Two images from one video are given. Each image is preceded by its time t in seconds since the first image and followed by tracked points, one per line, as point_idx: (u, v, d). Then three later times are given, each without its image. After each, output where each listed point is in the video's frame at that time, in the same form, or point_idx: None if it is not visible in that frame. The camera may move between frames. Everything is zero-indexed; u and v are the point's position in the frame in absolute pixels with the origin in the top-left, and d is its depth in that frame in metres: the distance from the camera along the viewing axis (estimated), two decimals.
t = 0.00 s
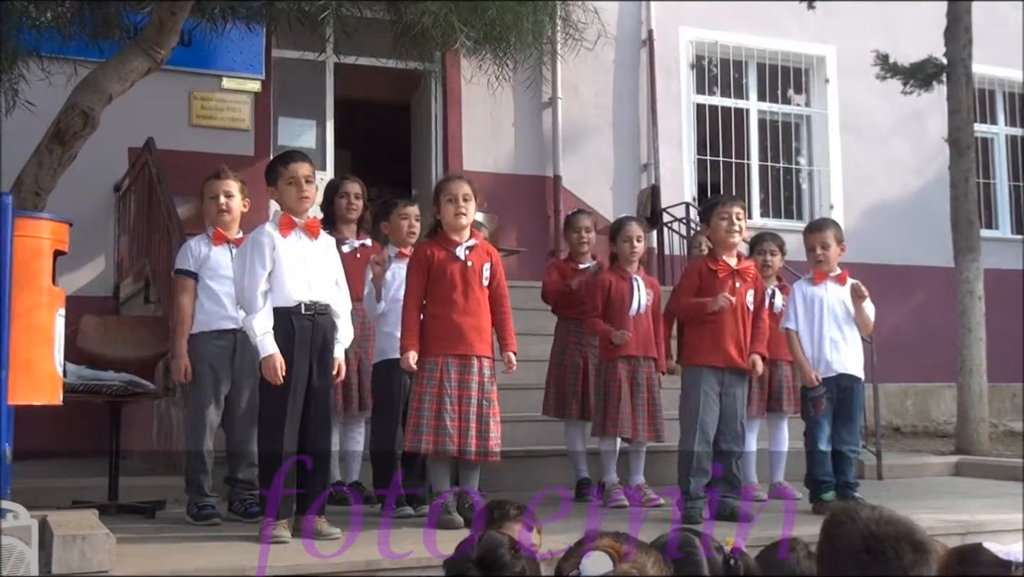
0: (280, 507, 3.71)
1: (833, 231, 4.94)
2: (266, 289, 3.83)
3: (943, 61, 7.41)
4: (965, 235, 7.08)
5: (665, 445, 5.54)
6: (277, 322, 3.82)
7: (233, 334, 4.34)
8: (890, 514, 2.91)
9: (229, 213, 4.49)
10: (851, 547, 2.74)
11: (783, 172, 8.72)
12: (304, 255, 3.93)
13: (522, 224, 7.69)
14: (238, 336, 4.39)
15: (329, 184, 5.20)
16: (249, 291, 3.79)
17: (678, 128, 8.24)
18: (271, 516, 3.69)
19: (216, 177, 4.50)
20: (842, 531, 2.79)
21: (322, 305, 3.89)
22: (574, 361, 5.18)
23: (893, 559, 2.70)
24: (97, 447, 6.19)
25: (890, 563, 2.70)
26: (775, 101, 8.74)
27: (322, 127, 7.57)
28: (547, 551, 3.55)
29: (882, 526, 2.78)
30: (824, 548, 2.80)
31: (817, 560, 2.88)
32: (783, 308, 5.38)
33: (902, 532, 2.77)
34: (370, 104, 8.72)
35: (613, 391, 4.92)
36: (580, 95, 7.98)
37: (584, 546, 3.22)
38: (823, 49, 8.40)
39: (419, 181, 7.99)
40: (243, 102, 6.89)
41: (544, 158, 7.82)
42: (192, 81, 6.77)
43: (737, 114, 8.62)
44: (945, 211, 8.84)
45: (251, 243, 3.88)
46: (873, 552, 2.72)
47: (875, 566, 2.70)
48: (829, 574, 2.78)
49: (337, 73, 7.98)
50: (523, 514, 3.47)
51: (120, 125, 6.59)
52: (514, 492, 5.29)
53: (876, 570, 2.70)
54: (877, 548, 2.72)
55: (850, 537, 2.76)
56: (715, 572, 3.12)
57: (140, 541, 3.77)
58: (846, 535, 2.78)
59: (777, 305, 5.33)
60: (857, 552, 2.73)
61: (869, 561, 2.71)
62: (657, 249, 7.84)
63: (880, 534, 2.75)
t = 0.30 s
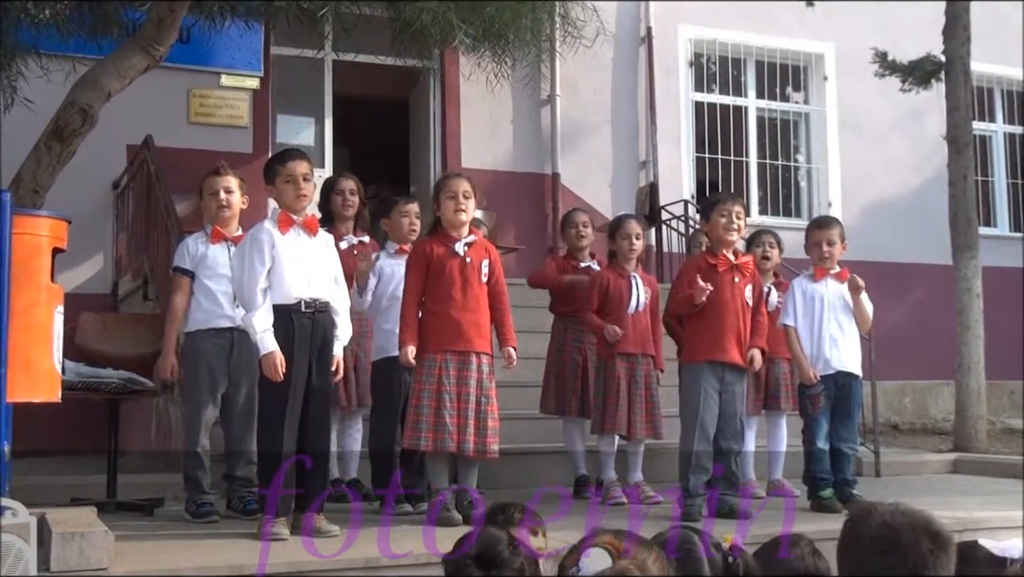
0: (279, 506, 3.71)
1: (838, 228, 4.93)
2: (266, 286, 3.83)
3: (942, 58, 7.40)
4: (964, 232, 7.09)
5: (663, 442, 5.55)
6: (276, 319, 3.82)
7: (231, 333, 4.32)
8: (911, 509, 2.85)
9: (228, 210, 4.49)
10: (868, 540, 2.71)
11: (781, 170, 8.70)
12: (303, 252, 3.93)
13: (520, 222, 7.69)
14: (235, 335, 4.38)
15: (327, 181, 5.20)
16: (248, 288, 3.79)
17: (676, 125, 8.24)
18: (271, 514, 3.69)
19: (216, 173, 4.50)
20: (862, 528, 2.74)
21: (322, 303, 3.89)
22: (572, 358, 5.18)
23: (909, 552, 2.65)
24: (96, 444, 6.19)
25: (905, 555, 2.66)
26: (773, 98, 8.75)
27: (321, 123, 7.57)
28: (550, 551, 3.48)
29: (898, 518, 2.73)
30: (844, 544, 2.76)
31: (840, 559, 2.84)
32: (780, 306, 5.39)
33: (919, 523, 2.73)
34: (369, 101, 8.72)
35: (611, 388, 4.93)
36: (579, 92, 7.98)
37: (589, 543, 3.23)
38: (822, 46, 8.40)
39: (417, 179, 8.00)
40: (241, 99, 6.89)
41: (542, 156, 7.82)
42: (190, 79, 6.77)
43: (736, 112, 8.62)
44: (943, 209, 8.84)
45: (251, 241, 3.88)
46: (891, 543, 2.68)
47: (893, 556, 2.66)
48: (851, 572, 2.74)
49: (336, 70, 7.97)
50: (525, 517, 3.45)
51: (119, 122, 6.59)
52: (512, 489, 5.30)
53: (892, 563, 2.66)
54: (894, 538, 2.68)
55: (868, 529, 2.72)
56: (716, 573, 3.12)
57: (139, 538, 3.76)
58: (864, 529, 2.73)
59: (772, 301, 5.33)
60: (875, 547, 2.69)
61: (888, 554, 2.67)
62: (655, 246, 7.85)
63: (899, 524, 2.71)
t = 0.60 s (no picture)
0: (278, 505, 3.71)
1: (832, 225, 4.94)
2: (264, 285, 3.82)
3: (939, 55, 7.41)
4: (960, 229, 7.10)
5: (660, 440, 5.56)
6: (275, 317, 3.82)
7: (227, 331, 4.31)
8: (931, 510, 2.89)
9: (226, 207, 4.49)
10: (891, 539, 2.72)
11: (778, 167, 8.76)
12: (302, 250, 3.92)
13: (518, 220, 7.70)
14: (231, 333, 4.36)
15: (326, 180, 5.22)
16: (247, 286, 3.79)
17: (673, 122, 8.25)
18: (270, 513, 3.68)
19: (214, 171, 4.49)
20: (882, 527, 2.76)
21: (320, 300, 3.89)
22: (568, 356, 5.16)
23: (933, 547, 2.67)
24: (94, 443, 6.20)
25: (929, 553, 2.66)
26: (771, 95, 8.77)
27: (318, 121, 7.56)
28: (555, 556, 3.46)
29: (920, 518, 2.75)
30: (863, 544, 2.78)
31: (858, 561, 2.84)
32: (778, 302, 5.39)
33: (941, 523, 2.74)
34: (366, 99, 8.72)
35: (609, 386, 4.93)
36: (576, 90, 7.98)
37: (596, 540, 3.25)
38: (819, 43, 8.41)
39: (415, 177, 8.00)
40: (238, 98, 6.88)
41: (539, 154, 7.82)
42: (187, 78, 6.77)
43: (734, 109, 8.63)
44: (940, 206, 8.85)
45: (249, 239, 3.87)
46: (913, 542, 2.69)
47: (916, 555, 2.66)
48: (872, 572, 2.74)
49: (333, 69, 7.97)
50: (528, 521, 3.44)
51: (116, 121, 6.59)
52: (510, 487, 5.30)
53: (917, 560, 2.66)
54: (917, 538, 2.69)
55: (889, 530, 2.74)
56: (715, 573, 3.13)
57: (137, 537, 3.77)
58: (885, 530, 2.75)
59: (770, 298, 5.34)
60: (898, 547, 2.70)
61: (911, 554, 2.68)
62: (653, 244, 7.86)
63: (920, 524, 2.73)
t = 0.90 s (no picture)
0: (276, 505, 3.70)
1: (820, 222, 4.94)
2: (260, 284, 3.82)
3: (935, 53, 7.42)
4: (957, 227, 7.11)
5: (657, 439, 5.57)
6: (271, 317, 3.81)
7: (224, 331, 4.31)
8: (942, 510, 2.89)
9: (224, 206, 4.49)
10: (902, 539, 2.71)
11: (775, 166, 8.82)
12: (298, 249, 3.92)
13: (515, 219, 7.70)
14: (229, 333, 4.36)
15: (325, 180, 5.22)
16: (243, 285, 3.79)
17: (670, 120, 8.25)
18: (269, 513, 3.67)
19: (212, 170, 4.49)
20: (893, 526, 2.76)
21: (316, 300, 3.89)
22: (567, 354, 5.18)
23: (943, 547, 2.66)
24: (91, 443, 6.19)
25: (939, 552, 2.66)
26: (768, 94, 8.78)
27: (315, 120, 7.56)
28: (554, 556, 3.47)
29: (931, 518, 2.75)
30: (873, 542, 2.77)
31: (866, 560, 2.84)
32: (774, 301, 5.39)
33: (952, 523, 2.75)
34: (363, 98, 8.72)
35: (607, 385, 4.93)
36: (573, 89, 7.98)
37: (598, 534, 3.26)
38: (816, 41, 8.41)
39: (412, 176, 8.00)
40: (236, 97, 6.88)
41: (535, 153, 7.83)
42: (184, 77, 6.76)
43: (731, 108, 8.63)
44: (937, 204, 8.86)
45: (245, 238, 3.87)
46: (924, 542, 2.68)
47: (927, 555, 2.66)
48: (880, 571, 2.74)
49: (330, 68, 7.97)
50: (526, 519, 3.45)
51: (113, 120, 6.58)
52: (508, 486, 5.31)
53: (927, 560, 2.66)
54: (928, 537, 2.69)
55: (900, 529, 2.73)
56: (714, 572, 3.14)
57: (134, 537, 3.77)
58: (896, 529, 2.74)
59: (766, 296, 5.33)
60: (909, 546, 2.69)
61: (921, 554, 2.67)
62: (650, 243, 7.86)
63: (931, 524, 2.73)
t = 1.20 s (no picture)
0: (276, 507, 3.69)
1: (819, 221, 4.97)
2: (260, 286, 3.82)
3: (934, 53, 7.43)
4: (956, 227, 7.12)
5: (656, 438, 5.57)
6: (270, 319, 3.81)
7: (224, 333, 4.32)
8: (953, 518, 2.89)
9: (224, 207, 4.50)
10: (915, 544, 2.70)
11: (774, 166, 8.82)
12: (296, 251, 3.92)
13: (514, 220, 7.70)
14: (228, 335, 4.36)
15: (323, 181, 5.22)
16: (242, 287, 3.79)
17: (669, 121, 8.26)
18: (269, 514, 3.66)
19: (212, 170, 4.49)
20: (904, 530, 2.74)
21: (316, 302, 3.89)
22: (568, 356, 5.18)
23: (956, 555, 2.67)
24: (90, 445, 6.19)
25: (953, 561, 2.66)
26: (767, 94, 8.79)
27: (314, 121, 7.56)
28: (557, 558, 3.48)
29: (945, 525, 2.75)
30: (882, 543, 2.75)
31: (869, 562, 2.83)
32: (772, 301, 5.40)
33: (965, 531, 2.75)
34: (362, 99, 8.73)
35: (607, 385, 4.93)
36: (572, 90, 7.99)
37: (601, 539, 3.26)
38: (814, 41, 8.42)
39: (411, 176, 8.00)
40: (235, 99, 6.88)
41: (534, 154, 7.84)
42: (182, 79, 6.77)
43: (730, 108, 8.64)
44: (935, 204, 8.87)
45: (244, 240, 3.88)
46: (938, 549, 2.67)
47: (941, 562, 2.65)
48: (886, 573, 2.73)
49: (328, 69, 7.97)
50: (526, 520, 3.46)
51: (112, 122, 6.58)
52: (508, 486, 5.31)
53: (939, 566, 2.65)
54: (942, 544, 2.68)
55: (913, 534, 2.72)
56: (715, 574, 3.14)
57: (134, 539, 3.76)
58: (908, 532, 2.73)
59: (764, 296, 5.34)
60: (922, 551, 2.68)
61: (934, 560, 2.66)
62: (649, 243, 7.87)
63: (945, 531, 2.72)
